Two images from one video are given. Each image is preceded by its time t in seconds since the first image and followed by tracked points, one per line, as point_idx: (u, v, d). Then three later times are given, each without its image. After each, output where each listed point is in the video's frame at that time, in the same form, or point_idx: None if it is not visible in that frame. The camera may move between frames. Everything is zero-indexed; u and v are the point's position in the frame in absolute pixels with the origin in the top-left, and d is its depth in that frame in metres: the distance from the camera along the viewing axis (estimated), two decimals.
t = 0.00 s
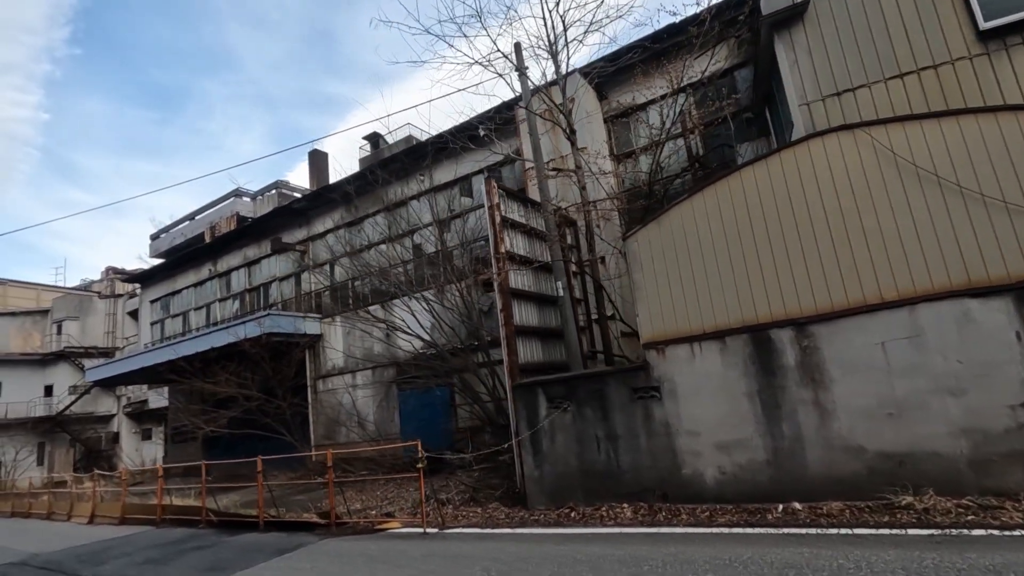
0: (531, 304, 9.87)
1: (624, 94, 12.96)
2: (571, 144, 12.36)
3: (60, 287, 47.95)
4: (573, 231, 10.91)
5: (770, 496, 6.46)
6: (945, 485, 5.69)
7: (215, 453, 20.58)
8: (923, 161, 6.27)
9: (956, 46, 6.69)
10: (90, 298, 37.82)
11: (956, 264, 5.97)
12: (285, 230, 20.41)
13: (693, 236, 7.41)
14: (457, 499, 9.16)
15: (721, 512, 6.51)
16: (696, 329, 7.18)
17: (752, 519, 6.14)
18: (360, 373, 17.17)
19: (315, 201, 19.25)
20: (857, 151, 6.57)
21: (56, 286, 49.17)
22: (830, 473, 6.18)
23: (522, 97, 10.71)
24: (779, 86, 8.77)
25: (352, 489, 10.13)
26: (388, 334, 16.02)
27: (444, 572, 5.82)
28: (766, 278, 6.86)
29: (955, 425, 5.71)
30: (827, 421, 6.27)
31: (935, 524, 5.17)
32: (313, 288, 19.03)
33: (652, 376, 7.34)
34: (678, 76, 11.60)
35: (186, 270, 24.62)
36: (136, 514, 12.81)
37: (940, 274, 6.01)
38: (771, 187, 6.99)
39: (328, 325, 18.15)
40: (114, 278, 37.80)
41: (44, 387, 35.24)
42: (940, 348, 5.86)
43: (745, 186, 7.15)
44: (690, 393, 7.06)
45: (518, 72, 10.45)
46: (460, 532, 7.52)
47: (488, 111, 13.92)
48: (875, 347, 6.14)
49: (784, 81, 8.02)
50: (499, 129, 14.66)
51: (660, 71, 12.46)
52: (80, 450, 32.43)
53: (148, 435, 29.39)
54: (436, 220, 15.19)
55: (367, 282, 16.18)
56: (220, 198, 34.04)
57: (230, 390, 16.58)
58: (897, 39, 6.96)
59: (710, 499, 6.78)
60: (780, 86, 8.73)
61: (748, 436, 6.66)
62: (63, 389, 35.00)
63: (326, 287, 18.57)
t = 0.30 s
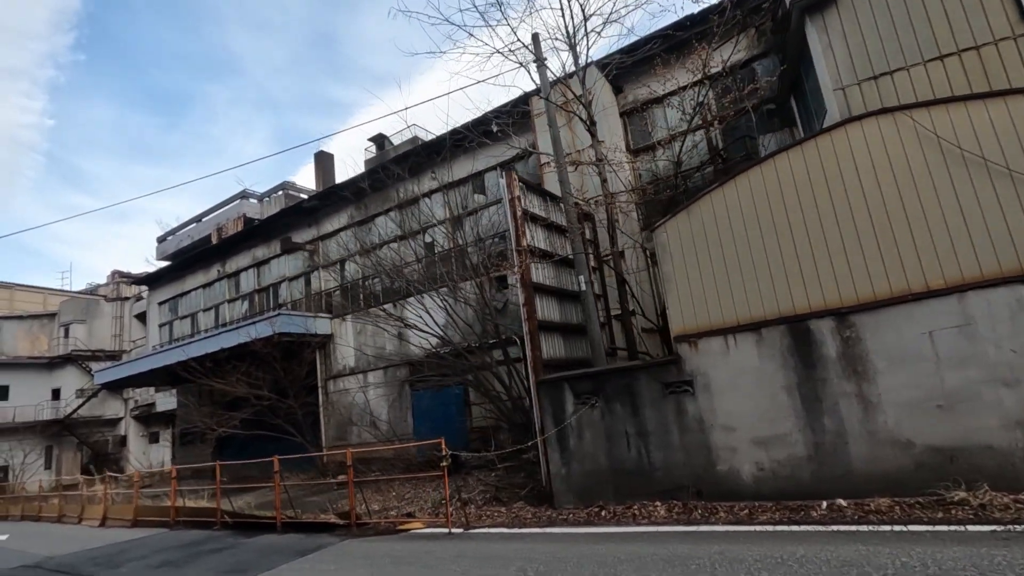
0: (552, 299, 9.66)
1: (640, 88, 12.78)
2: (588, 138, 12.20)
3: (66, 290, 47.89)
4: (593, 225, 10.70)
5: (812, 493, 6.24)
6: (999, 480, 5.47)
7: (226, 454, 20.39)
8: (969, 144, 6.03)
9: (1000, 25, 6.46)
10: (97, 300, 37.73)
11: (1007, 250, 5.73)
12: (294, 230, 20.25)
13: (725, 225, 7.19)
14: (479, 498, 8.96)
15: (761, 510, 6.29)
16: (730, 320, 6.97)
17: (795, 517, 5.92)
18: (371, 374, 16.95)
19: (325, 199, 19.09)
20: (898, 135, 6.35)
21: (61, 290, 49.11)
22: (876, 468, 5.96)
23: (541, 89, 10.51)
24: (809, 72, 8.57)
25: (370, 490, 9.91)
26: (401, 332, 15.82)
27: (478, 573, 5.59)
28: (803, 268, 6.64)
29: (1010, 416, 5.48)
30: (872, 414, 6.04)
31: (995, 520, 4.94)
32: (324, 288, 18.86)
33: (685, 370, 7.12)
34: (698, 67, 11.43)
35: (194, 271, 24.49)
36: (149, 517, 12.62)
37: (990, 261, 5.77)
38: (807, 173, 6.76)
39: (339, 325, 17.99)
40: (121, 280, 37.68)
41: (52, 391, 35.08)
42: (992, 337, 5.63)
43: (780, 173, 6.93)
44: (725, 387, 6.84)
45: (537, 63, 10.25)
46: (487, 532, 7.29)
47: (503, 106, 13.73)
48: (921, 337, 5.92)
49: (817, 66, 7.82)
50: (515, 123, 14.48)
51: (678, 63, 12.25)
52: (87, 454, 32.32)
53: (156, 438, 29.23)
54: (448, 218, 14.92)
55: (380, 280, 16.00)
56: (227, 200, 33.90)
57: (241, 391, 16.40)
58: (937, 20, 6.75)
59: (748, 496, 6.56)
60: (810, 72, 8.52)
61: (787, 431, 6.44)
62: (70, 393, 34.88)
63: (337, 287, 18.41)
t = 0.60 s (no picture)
0: (577, 301, 9.40)
1: (659, 85, 12.54)
2: (607, 137, 11.97)
3: (73, 296, 47.90)
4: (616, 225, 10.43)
5: (862, 500, 5.97)
6: None
7: (236, 461, 20.14)
8: None
9: None
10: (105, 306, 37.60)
11: None
12: (305, 234, 20.04)
13: (762, 223, 6.94)
14: (504, 508, 8.69)
15: (808, 519, 6.01)
16: (770, 321, 6.71)
17: (848, 527, 5.64)
18: (384, 379, 16.65)
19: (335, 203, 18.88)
20: (948, 127, 6.06)
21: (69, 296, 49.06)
22: (930, 475, 5.69)
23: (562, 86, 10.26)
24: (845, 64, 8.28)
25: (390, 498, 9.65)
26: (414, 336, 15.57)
27: None
28: (847, 265, 6.37)
29: None
30: (926, 418, 5.76)
31: None
32: (334, 292, 18.64)
33: (723, 373, 6.84)
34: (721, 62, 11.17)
35: (203, 277, 24.33)
36: (162, 526, 12.39)
37: None
38: (850, 168, 6.50)
39: (350, 329, 17.76)
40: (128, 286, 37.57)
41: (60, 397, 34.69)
42: None
43: (820, 168, 6.67)
44: (766, 390, 6.56)
45: (558, 59, 10.01)
46: (517, 543, 7.03)
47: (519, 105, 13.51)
48: (978, 337, 5.63)
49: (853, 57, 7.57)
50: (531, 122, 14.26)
51: (699, 59, 11.99)
52: (95, 461, 32.20)
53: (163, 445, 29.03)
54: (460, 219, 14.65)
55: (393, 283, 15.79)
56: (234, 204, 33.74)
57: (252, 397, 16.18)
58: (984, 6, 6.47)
59: (792, 504, 6.29)
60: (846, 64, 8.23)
61: (834, 437, 6.16)
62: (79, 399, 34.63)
63: (348, 291, 18.18)
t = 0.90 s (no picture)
0: (597, 298, 9.15)
1: (674, 81, 12.32)
2: (622, 132, 11.74)
3: (75, 301, 47.71)
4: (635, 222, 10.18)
5: (909, 503, 5.71)
6: None
7: (242, 466, 19.87)
8: None
9: None
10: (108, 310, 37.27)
11: None
12: (311, 235, 19.79)
13: (797, 215, 6.70)
14: (524, 512, 8.42)
15: (853, 523, 5.75)
16: (806, 317, 6.46)
17: (897, 532, 5.38)
18: (394, 381, 16.39)
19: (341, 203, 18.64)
20: (994, 113, 5.80)
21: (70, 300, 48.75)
22: (982, 476, 5.43)
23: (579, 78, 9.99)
24: (876, 54, 8.05)
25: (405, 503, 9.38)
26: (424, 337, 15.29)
27: None
28: (888, 258, 6.12)
29: None
30: (977, 417, 5.50)
31: None
32: (341, 294, 18.39)
33: (758, 372, 6.59)
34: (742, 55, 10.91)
35: (208, 279, 24.10)
36: (170, 532, 12.12)
37: None
38: (890, 157, 6.25)
39: (358, 331, 17.52)
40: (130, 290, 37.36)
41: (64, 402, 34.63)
42: None
43: (858, 158, 6.43)
44: (804, 389, 6.31)
45: (576, 52, 9.75)
46: (544, 550, 6.75)
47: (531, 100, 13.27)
48: None
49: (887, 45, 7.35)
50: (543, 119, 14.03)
51: (716, 54, 11.77)
52: (98, 466, 31.96)
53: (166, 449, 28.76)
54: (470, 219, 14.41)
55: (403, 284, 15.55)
56: (238, 207, 33.56)
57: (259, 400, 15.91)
58: None
59: (834, 508, 6.03)
60: (877, 54, 8.01)
61: (879, 437, 5.90)
62: (82, 403, 34.46)
63: (356, 292, 17.93)
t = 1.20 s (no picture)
0: (621, 295, 8.96)
1: (693, 76, 12.13)
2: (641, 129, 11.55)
3: (81, 305, 47.64)
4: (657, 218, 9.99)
5: (959, 505, 5.50)
6: None
7: (251, 470, 19.69)
8: None
9: None
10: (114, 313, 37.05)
11: None
12: (321, 236, 19.62)
13: (834, 208, 6.51)
14: (549, 515, 8.21)
15: (901, 526, 5.54)
16: (846, 313, 6.26)
17: (951, 535, 5.17)
18: (406, 383, 16.21)
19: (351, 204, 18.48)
20: None
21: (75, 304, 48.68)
22: None
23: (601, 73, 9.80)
24: (910, 44, 7.84)
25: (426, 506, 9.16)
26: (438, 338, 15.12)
27: None
28: (932, 251, 5.92)
29: None
30: None
31: None
32: (351, 295, 18.22)
33: (796, 370, 6.37)
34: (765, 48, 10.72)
35: (216, 281, 23.95)
36: (183, 537, 11.93)
37: None
38: (932, 146, 6.05)
39: (369, 333, 17.35)
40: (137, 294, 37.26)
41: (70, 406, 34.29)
42: None
43: (898, 148, 6.23)
44: (847, 387, 6.10)
45: (597, 46, 9.57)
46: (576, 554, 6.55)
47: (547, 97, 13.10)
48: None
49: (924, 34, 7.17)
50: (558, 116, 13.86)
51: (735, 49, 11.58)
52: (105, 469, 31.85)
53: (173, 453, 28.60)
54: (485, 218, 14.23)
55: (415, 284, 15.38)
56: (244, 210, 33.46)
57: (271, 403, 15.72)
58: None
59: (879, 509, 5.82)
60: (911, 43, 7.80)
61: (926, 436, 5.69)
62: (88, 407, 33.95)
63: (366, 293, 17.76)
